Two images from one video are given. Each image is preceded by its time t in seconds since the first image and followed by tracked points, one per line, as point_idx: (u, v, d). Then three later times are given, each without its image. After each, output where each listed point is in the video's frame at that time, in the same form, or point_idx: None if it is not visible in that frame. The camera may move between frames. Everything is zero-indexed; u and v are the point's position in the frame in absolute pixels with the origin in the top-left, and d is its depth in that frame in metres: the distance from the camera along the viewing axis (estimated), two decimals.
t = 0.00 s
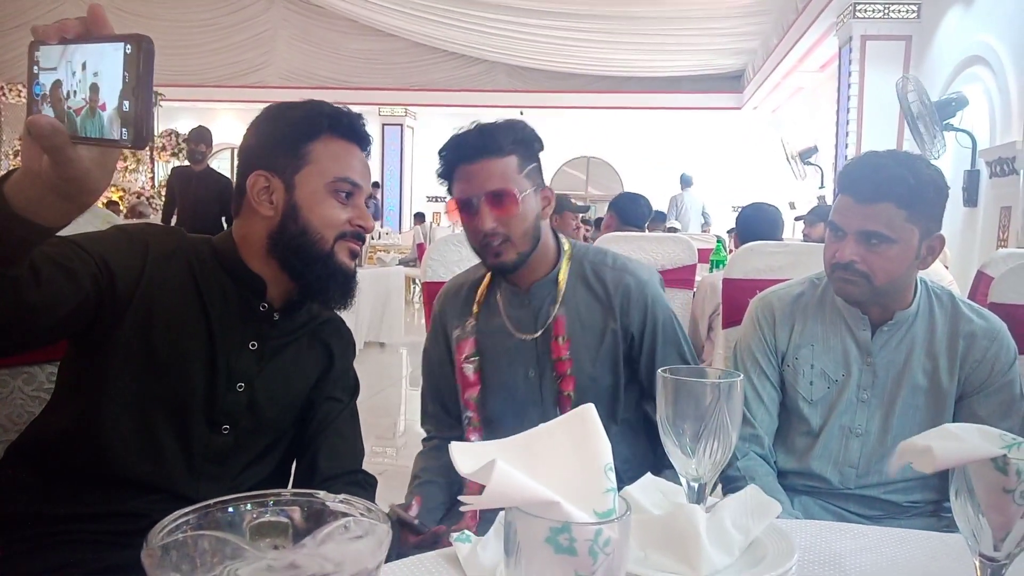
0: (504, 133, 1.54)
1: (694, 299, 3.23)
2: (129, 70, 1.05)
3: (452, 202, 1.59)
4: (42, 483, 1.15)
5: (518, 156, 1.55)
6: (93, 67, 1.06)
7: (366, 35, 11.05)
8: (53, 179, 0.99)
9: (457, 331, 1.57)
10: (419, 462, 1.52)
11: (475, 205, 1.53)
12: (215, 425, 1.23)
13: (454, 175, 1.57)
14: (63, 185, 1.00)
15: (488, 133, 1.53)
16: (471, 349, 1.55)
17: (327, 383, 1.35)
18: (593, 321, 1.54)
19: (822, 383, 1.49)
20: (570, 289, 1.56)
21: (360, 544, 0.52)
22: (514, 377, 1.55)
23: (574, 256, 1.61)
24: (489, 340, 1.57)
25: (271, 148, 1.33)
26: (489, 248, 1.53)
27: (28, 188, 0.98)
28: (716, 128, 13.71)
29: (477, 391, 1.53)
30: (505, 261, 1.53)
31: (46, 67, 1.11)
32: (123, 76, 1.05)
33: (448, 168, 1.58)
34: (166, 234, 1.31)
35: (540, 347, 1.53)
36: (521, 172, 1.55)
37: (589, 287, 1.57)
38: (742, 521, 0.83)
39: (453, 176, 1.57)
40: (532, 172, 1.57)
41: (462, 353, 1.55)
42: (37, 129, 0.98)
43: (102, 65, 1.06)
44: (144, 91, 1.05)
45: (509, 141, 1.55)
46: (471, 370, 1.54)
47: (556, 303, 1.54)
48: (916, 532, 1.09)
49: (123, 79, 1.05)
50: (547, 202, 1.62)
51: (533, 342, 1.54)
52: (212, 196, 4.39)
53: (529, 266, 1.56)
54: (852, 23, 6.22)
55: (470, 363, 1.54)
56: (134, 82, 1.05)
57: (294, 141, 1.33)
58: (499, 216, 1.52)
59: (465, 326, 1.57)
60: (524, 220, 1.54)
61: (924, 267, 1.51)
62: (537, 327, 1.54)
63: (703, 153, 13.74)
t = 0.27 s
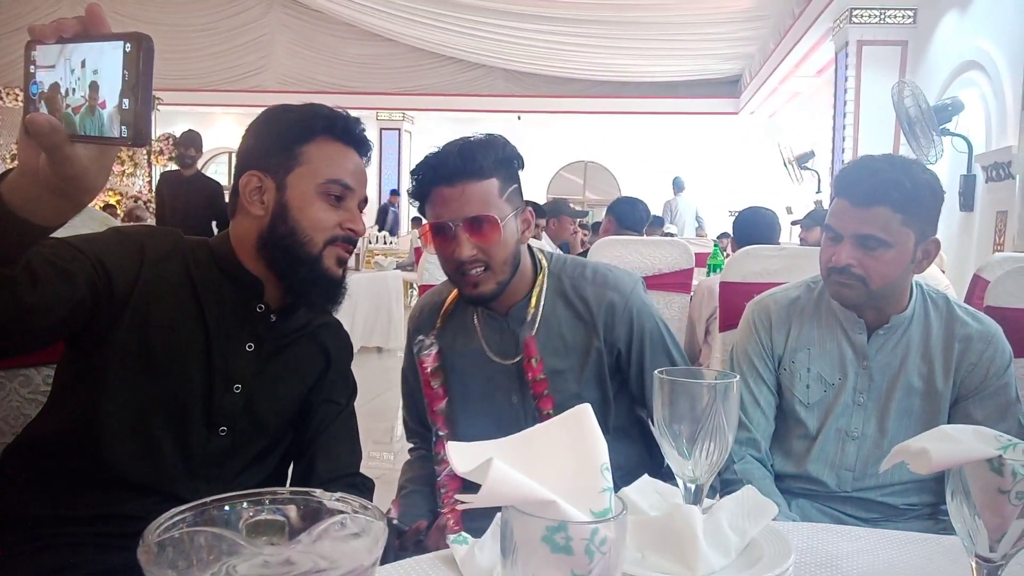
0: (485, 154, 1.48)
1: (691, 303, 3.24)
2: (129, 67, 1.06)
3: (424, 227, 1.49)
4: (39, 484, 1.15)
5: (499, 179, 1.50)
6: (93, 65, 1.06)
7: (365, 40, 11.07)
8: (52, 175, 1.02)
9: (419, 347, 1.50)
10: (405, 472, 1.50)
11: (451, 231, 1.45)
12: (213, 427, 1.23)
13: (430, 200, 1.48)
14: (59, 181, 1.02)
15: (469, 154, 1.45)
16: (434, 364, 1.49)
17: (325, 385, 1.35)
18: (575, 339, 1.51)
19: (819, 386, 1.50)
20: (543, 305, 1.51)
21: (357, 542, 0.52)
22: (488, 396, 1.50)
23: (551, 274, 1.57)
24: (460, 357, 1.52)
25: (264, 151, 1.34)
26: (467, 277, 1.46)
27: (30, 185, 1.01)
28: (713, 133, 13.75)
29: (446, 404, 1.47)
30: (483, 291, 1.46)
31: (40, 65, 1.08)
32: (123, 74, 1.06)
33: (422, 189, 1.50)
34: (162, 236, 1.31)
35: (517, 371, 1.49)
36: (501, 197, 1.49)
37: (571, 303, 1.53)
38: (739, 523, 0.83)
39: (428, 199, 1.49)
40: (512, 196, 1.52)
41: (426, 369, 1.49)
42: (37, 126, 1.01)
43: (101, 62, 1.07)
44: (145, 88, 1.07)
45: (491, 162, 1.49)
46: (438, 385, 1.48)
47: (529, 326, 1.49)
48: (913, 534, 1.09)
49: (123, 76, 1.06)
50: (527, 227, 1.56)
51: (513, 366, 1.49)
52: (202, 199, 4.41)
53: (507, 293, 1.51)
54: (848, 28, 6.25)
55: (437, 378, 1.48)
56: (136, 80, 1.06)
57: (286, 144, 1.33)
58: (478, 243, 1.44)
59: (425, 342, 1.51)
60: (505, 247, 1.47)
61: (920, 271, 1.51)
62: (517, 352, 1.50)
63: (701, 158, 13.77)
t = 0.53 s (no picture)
0: (489, 157, 1.46)
1: (691, 299, 3.24)
2: (127, 62, 1.06)
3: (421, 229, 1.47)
4: (39, 482, 1.15)
5: (501, 183, 1.48)
6: (91, 61, 1.06)
7: (365, 35, 11.04)
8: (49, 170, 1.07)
9: (415, 353, 1.47)
10: (401, 475, 1.50)
11: (448, 235, 1.43)
12: (214, 424, 1.23)
13: (429, 202, 1.46)
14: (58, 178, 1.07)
15: (471, 156, 1.43)
16: (430, 370, 1.47)
17: (326, 383, 1.35)
18: (574, 346, 1.51)
19: (820, 384, 1.50)
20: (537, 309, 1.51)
21: (360, 543, 0.52)
22: (487, 398, 1.50)
23: (548, 280, 1.55)
24: (456, 361, 1.51)
25: (266, 150, 1.34)
26: (462, 282, 1.43)
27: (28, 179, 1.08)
28: (713, 128, 13.73)
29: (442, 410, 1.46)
30: (477, 298, 1.44)
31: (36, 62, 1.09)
32: (121, 68, 1.05)
33: (421, 190, 1.47)
34: (163, 234, 1.31)
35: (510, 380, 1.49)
36: (503, 202, 1.48)
37: (570, 308, 1.53)
38: (742, 521, 0.83)
39: (426, 200, 1.46)
40: (513, 202, 1.50)
41: (422, 375, 1.47)
42: (34, 123, 1.03)
43: (99, 57, 1.06)
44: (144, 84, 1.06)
45: (494, 167, 1.47)
46: (434, 390, 1.46)
47: (522, 332, 1.49)
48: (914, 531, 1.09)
49: (120, 71, 1.05)
50: (527, 233, 1.54)
51: (506, 375, 1.49)
52: (189, 194, 3.82)
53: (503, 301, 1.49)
54: (849, 23, 6.24)
55: (433, 383, 1.47)
56: (133, 75, 1.05)
57: (292, 138, 1.33)
58: (475, 249, 1.42)
59: (422, 346, 1.48)
60: (502, 255, 1.45)
61: (921, 269, 1.51)
62: (513, 360, 1.49)
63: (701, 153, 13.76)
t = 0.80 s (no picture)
0: (492, 158, 1.46)
1: (691, 299, 3.24)
2: (136, 62, 1.06)
3: (425, 230, 1.48)
4: (40, 482, 1.14)
5: (504, 183, 1.48)
6: (100, 61, 1.05)
7: (365, 35, 11.03)
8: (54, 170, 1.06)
9: (417, 356, 1.46)
10: (401, 478, 1.51)
11: (451, 235, 1.43)
12: (214, 424, 1.23)
13: (433, 203, 1.46)
14: (63, 178, 1.08)
15: (474, 156, 1.44)
16: (434, 373, 1.46)
17: (326, 383, 1.35)
18: (575, 349, 1.50)
19: (820, 385, 1.50)
20: (540, 309, 1.51)
21: (364, 546, 0.52)
22: (488, 399, 1.50)
23: (551, 281, 1.55)
24: (458, 363, 1.51)
25: (257, 151, 1.37)
26: (463, 282, 1.43)
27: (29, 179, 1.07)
28: (713, 128, 13.73)
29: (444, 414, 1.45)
30: (478, 299, 1.44)
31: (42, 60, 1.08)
32: (130, 68, 1.06)
33: (424, 191, 1.48)
34: (165, 234, 1.31)
35: (508, 382, 1.49)
36: (505, 203, 1.47)
37: (572, 310, 1.52)
38: (742, 523, 0.83)
39: (429, 200, 1.47)
40: (516, 202, 1.50)
41: (425, 378, 1.45)
42: (42, 122, 1.03)
43: (109, 57, 1.06)
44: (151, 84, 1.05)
45: (497, 167, 1.47)
46: (436, 394, 1.45)
47: (521, 332, 1.49)
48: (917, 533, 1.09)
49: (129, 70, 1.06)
50: (530, 234, 1.54)
51: (505, 377, 1.49)
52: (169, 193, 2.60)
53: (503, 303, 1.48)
54: (849, 24, 6.23)
55: (435, 387, 1.46)
56: (142, 74, 1.05)
57: (283, 135, 1.35)
58: (477, 249, 1.42)
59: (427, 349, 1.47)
60: (504, 256, 1.45)
61: (921, 270, 1.51)
62: (511, 362, 1.49)
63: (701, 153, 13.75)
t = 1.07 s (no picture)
0: (493, 148, 1.46)
1: (692, 300, 3.24)
2: (134, 61, 1.06)
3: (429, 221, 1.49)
4: (40, 482, 1.15)
5: (507, 174, 1.48)
6: (99, 59, 1.06)
7: (366, 36, 11.04)
8: (50, 173, 1.03)
9: (422, 352, 1.48)
10: (402, 476, 1.50)
11: (456, 225, 1.44)
12: (214, 425, 1.23)
13: (438, 193, 1.47)
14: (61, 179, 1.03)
15: (477, 147, 1.45)
16: (437, 370, 1.48)
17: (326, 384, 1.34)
18: (576, 344, 1.50)
19: (820, 383, 1.49)
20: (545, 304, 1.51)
21: (360, 542, 0.52)
22: (491, 395, 1.50)
23: (554, 275, 1.55)
24: (462, 359, 1.50)
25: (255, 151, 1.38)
26: (469, 272, 1.44)
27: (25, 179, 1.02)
28: (714, 129, 13.73)
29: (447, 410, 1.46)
30: (483, 288, 1.45)
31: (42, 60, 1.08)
32: (128, 67, 1.06)
33: (430, 182, 1.49)
34: (165, 234, 1.31)
35: (513, 375, 1.49)
36: (508, 193, 1.47)
37: (576, 305, 1.52)
38: (742, 521, 0.83)
39: (434, 192, 1.48)
40: (520, 192, 1.51)
41: (429, 374, 1.48)
42: (40, 119, 1.00)
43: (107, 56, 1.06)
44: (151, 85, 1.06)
45: (499, 158, 1.47)
46: (440, 391, 1.47)
47: (525, 325, 1.48)
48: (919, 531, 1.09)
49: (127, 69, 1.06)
50: (533, 225, 1.54)
51: (509, 370, 1.49)
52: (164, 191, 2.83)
53: (506, 295, 1.49)
54: (850, 24, 6.22)
55: (439, 384, 1.48)
56: (140, 73, 1.05)
57: (280, 133, 1.35)
58: (482, 239, 1.43)
59: (430, 346, 1.49)
60: (508, 244, 1.45)
61: (921, 267, 1.50)
62: (515, 353, 1.48)
63: (702, 154, 13.75)
